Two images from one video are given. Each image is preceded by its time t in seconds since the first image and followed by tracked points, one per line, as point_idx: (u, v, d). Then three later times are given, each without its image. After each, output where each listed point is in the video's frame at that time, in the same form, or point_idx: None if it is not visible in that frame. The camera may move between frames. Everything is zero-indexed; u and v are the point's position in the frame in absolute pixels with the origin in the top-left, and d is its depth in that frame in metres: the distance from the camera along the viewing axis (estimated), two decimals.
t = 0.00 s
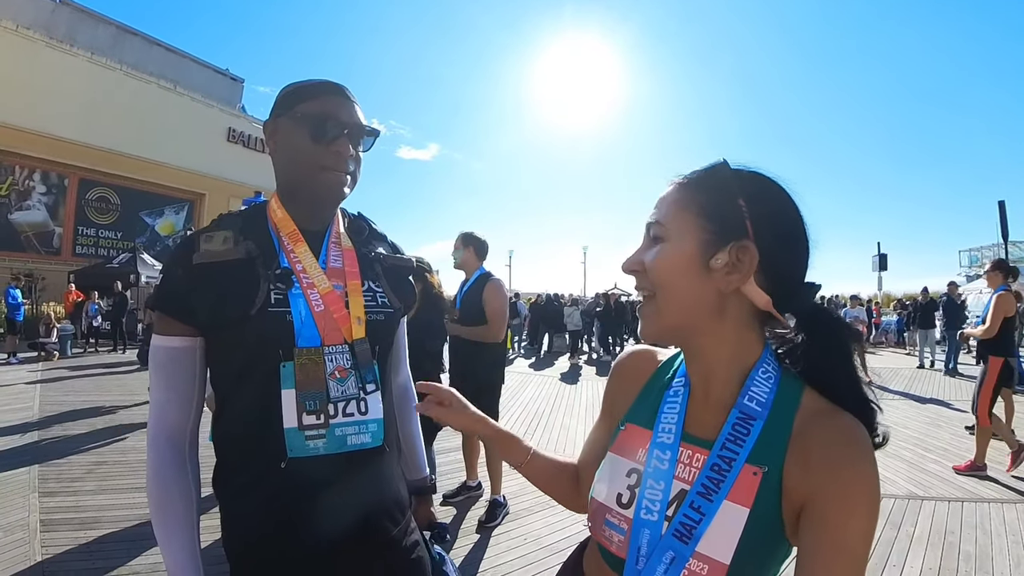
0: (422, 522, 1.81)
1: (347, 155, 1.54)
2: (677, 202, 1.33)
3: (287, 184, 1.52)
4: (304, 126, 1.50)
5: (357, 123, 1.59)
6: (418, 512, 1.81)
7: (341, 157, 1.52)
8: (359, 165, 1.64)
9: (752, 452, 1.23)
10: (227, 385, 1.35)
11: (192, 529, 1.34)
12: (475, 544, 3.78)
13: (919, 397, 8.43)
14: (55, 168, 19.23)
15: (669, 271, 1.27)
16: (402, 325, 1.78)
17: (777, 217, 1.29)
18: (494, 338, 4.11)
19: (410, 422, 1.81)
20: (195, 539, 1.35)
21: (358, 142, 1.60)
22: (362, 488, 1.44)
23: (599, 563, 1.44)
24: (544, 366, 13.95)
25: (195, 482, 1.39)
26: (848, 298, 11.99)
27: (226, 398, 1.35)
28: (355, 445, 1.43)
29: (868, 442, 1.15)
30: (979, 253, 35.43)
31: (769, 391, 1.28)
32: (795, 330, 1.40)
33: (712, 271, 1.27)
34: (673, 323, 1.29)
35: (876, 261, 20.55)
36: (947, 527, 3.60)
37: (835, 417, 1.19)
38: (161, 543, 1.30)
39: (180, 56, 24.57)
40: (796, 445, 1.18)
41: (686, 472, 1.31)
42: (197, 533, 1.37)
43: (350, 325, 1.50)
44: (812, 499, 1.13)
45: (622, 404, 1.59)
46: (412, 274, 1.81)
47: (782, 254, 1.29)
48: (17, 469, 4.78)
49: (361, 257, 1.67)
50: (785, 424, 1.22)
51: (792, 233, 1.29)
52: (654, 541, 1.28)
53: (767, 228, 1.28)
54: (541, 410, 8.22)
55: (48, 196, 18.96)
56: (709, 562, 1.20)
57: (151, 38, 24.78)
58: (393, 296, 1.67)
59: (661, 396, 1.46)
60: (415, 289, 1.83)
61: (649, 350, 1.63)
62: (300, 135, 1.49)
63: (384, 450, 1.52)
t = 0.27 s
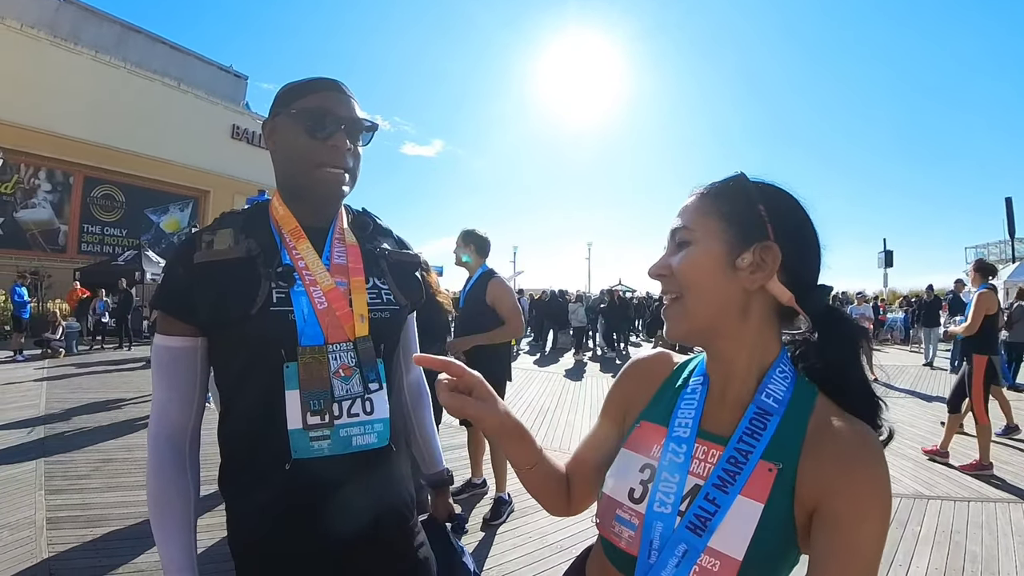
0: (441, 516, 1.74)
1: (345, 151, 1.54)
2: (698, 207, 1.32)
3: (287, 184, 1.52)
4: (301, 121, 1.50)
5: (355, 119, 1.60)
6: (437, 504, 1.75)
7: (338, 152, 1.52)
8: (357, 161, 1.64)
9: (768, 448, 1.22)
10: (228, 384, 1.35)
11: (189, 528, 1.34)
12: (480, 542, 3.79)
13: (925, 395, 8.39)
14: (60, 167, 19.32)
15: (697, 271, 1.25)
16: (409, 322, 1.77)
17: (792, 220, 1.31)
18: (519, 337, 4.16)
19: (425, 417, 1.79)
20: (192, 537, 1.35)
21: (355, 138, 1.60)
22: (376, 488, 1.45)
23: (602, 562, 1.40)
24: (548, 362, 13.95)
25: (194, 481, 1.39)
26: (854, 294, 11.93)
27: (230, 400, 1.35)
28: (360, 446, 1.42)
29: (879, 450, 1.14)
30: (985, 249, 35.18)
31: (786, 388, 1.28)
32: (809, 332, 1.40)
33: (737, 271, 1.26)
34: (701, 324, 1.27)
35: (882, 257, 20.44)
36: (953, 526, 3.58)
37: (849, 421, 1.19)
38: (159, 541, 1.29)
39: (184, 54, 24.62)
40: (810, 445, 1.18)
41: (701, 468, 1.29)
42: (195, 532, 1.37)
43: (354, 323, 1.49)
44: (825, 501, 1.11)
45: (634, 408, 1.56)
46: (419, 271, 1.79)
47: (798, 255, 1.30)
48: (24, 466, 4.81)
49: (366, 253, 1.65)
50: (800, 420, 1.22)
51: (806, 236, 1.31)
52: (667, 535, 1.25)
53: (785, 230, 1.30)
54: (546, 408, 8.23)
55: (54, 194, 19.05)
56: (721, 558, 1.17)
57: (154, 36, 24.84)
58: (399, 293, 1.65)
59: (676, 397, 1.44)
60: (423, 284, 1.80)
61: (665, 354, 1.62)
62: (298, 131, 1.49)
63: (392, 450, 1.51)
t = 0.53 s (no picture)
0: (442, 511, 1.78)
1: (328, 148, 1.54)
2: (693, 204, 1.31)
3: (270, 179, 1.51)
4: (284, 119, 1.50)
5: (337, 114, 1.59)
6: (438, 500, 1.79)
7: (321, 150, 1.51)
8: (341, 155, 1.63)
9: (752, 453, 1.21)
10: (216, 380, 1.35)
11: (176, 524, 1.34)
12: (479, 538, 3.79)
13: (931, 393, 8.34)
14: (66, 165, 19.42)
15: (678, 266, 1.25)
16: (399, 315, 1.76)
17: (789, 227, 1.28)
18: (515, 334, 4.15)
19: (420, 413, 1.78)
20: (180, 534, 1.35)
21: (338, 136, 1.59)
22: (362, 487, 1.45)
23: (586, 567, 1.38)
24: (553, 358, 13.94)
25: (181, 477, 1.40)
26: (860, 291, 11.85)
27: (217, 394, 1.36)
28: (343, 442, 1.41)
29: (867, 456, 1.14)
30: (994, 246, 34.88)
31: (770, 393, 1.28)
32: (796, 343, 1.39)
33: (721, 271, 1.25)
34: (677, 319, 1.27)
35: (889, 253, 20.31)
36: (956, 527, 3.55)
37: (834, 427, 1.19)
38: (146, 539, 1.30)
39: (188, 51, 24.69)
40: (794, 451, 1.17)
41: (684, 473, 1.28)
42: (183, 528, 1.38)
43: (336, 317, 1.49)
44: (812, 506, 1.10)
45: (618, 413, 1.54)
46: (406, 263, 1.78)
47: (792, 264, 1.28)
48: (29, 461, 4.85)
49: (351, 247, 1.64)
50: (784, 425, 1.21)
51: (802, 245, 1.29)
52: (649, 541, 1.24)
53: (780, 236, 1.27)
54: (549, 403, 8.22)
55: (60, 191, 19.16)
56: (703, 563, 1.16)
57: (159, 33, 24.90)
58: (384, 286, 1.64)
59: (661, 400, 1.43)
60: (411, 278, 1.79)
61: (646, 359, 1.61)
62: (279, 129, 1.49)
63: (378, 446, 1.51)
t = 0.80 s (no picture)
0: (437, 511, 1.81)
1: (314, 144, 1.52)
2: (708, 203, 1.29)
3: (265, 178, 1.51)
4: (268, 119, 1.50)
5: (327, 111, 1.58)
6: (433, 499, 1.83)
7: (304, 146, 1.49)
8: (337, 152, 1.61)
9: (752, 452, 1.20)
10: (220, 379, 1.35)
11: (186, 522, 1.35)
12: (484, 534, 3.81)
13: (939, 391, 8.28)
14: (74, 162, 19.55)
15: (679, 268, 1.24)
16: (399, 313, 1.77)
17: (804, 239, 1.25)
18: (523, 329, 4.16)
19: (419, 410, 1.79)
20: (191, 532, 1.37)
21: (331, 135, 1.57)
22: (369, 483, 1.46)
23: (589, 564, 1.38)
24: (559, 354, 13.94)
25: (190, 475, 1.41)
26: (868, 287, 11.76)
27: (220, 394, 1.35)
28: (349, 439, 1.42)
29: (864, 453, 1.13)
30: (1004, 241, 34.53)
31: (771, 393, 1.26)
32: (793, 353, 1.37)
33: (723, 279, 1.24)
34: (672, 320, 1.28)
35: (897, 249, 20.16)
36: (963, 526, 3.53)
37: (832, 427, 1.17)
38: (157, 538, 1.31)
39: (194, 48, 24.96)
40: (793, 449, 1.16)
41: (685, 472, 1.27)
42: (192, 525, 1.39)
43: (340, 316, 1.49)
44: (810, 505, 1.09)
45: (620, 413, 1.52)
46: (406, 261, 1.80)
47: (797, 276, 1.26)
48: (39, 457, 4.91)
49: (352, 245, 1.65)
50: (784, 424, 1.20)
51: (813, 259, 1.26)
52: (651, 540, 1.23)
53: (791, 248, 1.25)
54: (555, 399, 8.22)
55: (68, 188, 19.30)
56: (703, 562, 1.16)
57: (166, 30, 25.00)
58: (386, 284, 1.66)
59: (662, 398, 1.42)
60: (410, 276, 1.82)
61: (648, 355, 1.59)
62: (265, 129, 1.50)
63: (382, 442, 1.52)
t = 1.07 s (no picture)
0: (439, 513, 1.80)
1: (322, 136, 1.51)
2: (735, 196, 1.26)
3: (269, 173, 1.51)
4: (274, 111, 1.49)
5: (332, 101, 1.56)
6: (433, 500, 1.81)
7: (314, 139, 1.49)
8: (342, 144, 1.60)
9: (774, 456, 1.18)
10: (224, 378, 1.35)
11: (192, 525, 1.35)
12: (492, 531, 3.80)
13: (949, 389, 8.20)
14: (82, 159, 19.68)
15: (704, 263, 1.22)
16: (404, 310, 1.78)
17: (832, 238, 1.23)
18: (532, 325, 4.14)
19: (421, 407, 1.80)
20: (198, 535, 1.36)
21: (337, 124, 1.56)
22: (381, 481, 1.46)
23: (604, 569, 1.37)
24: (567, 349, 13.91)
25: (197, 477, 1.41)
26: (878, 284, 11.64)
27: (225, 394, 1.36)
28: (356, 439, 1.41)
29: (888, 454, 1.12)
30: (1016, 237, 34.08)
31: (792, 394, 1.24)
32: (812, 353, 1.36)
33: (748, 277, 1.22)
34: (693, 316, 1.26)
35: (907, 245, 19.93)
36: (975, 527, 3.49)
37: (855, 427, 1.16)
38: (163, 541, 1.31)
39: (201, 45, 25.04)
40: (817, 451, 1.14)
41: (704, 476, 1.26)
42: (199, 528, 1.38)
43: (347, 312, 1.49)
44: (835, 508, 1.08)
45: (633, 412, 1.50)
46: (413, 256, 1.80)
47: (822, 277, 1.25)
48: (49, 453, 4.95)
49: (358, 240, 1.65)
50: (807, 426, 1.18)
51: (839, 259, 1.24)
52: (670, 547, 1.21)
53: (818, 247, 1.23)
54: (563, 395, 8.21)
55: (77, 185, 19.44)
56: (724, 568, 1.13)
57: (173, 27, 25.10)
58: (393, 279, 1.66)
59: (678, 397, 1.40)
60: (416, 271, 1.81)
61: (658, 353, 1.57)
62: (272, 122, 1.48)
63: (391, 442, 1.51)
